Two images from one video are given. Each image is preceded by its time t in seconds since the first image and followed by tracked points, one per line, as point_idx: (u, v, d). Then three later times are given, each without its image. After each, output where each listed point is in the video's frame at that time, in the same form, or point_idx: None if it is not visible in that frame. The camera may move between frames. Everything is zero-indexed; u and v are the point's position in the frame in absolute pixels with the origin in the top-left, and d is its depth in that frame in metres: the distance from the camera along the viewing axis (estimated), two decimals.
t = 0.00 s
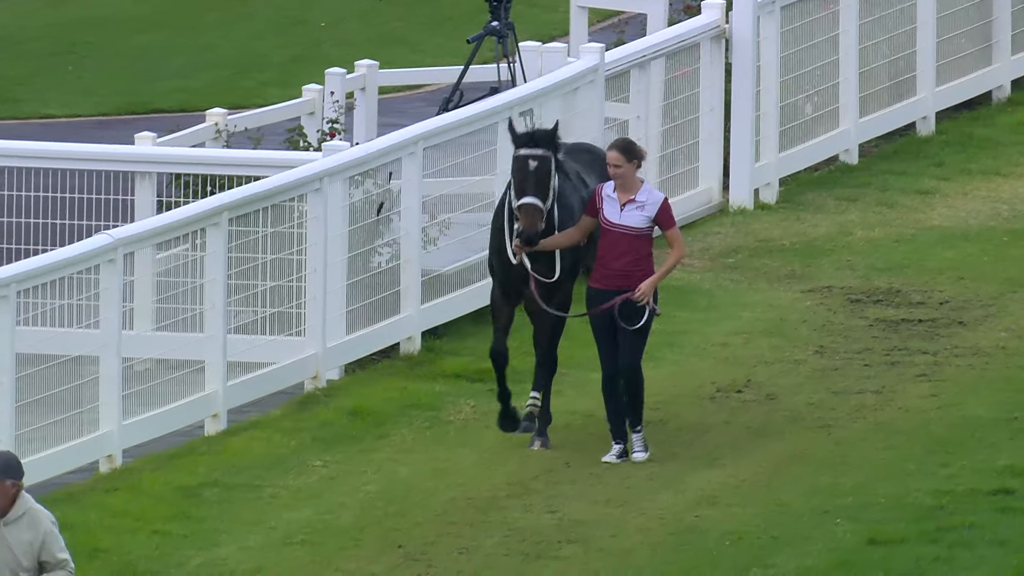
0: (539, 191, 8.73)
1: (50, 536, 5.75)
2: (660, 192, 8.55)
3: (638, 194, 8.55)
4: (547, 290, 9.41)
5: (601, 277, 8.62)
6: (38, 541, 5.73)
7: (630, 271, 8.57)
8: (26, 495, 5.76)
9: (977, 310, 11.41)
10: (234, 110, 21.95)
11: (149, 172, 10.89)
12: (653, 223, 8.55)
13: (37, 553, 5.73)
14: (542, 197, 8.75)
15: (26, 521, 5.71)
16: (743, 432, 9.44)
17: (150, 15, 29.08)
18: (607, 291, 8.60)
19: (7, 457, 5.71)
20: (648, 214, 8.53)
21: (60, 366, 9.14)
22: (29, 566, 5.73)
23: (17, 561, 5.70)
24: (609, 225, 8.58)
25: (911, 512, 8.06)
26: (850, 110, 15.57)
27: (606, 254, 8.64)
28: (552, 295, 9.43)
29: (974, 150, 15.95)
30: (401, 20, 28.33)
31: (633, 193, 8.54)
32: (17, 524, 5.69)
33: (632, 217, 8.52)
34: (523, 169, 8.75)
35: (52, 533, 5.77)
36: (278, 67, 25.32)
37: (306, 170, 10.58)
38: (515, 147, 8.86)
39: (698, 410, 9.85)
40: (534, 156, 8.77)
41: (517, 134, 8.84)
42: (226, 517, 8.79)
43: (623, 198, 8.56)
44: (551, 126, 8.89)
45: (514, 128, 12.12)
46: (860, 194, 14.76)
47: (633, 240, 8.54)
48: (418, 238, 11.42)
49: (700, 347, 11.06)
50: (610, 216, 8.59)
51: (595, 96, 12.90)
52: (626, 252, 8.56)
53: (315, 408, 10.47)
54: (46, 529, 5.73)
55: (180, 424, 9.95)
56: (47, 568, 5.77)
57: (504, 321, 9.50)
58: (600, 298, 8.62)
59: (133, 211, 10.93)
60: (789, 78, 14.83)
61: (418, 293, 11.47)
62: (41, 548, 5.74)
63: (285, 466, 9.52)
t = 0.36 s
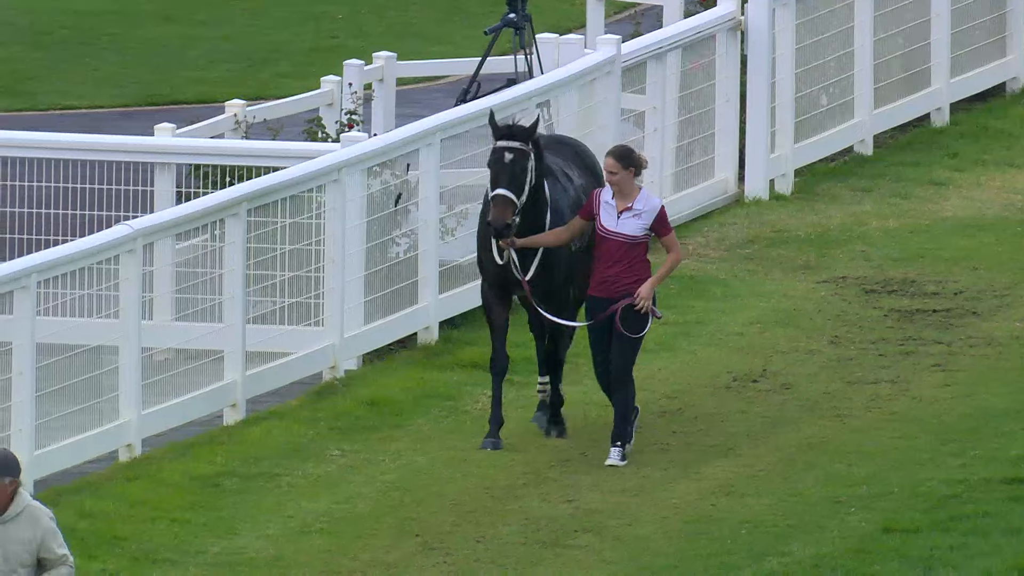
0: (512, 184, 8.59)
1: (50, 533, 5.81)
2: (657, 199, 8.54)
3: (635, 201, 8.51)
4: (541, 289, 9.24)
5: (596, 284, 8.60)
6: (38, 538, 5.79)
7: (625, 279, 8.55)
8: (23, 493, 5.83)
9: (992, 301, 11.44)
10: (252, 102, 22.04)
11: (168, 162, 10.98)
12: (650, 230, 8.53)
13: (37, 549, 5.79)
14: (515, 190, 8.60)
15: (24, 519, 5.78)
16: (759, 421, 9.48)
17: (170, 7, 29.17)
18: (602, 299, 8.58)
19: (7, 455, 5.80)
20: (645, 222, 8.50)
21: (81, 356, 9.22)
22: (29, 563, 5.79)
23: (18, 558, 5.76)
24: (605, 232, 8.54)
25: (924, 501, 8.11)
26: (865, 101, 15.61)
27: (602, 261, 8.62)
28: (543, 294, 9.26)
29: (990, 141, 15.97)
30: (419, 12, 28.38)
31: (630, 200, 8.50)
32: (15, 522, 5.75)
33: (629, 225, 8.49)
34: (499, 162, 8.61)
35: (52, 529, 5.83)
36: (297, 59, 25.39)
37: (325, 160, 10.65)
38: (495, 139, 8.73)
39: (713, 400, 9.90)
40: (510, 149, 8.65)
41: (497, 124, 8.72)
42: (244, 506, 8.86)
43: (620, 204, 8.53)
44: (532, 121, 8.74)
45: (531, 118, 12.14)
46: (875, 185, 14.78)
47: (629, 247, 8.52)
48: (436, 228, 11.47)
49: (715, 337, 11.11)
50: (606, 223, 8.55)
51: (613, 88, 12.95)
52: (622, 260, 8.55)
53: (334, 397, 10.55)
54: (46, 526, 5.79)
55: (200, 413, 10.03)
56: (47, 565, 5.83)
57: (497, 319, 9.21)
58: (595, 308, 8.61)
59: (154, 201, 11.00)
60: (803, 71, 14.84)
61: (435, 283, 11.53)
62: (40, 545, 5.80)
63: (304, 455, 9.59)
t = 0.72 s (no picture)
0: (509, 175, 8.63)
1: (65, 539, 5.71)
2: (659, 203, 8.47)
3: (637, 204, 8.47)
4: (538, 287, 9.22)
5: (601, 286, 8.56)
6: (54, 544, 5.70)
7: (629, 282, 8.51)
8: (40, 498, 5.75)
9: (1014, 291, 11.45)
10: (278, 93, 22.13)
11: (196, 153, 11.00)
12: (653, 233, 8.47)
13: (51, 555, 5.70)
14: (513, 182, 8.64)
15: (39, 524, 5.69)
16: (781, 411, 9.52)
17: None
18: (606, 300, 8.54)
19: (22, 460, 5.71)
20: (648, 224, 8.45)
21: (109, 346, 9.31)
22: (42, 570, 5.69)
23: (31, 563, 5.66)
24: (609, 235, 8.50)
25: (947, 490, 8.15)
26: (888, 93, 15.61)
27: (606, 263, 8.58)
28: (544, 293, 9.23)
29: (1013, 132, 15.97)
30: (443, 4, 28.45)
31: (632, 203, 8.46)
32: (31, 526, 5.66)
33: (632, 228, 8.44)
34: (496, 154, 8.66)
35: (66, 536, 5.73)
36: (323, 51, 25.47)
37: (351, 152, 10.72)
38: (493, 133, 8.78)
39: (736, 390, 9.94)
40: (507, 142, 8.69)
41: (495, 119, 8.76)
42: (271, 495, 8.95)
43: (622, 207, 8.48)
44: (530, 116, 8.79)
45: (557, 110, 12.18)
46: (897, 177, 14.80)
47: (632, 250, 8.47)
48: (461, 219, 11.52)
49: (738, 327, 11.15)
50: (609, 226, 8.50)
51: (636, 80, 12.98)
52: (626, 263, 8.50)
53: (359, 386, 10.63)
54: (61, 532, 5.70)
55: (227, 403, 10.11)
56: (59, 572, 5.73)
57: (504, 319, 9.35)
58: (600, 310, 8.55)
59: (180, 191, 11.04)
60: (826, 62, 14.86)
61: (460, 274, 11.60)
62: (55, 551, 5.70)
63: (329, 444, 9.68)
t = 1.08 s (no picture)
0: (498, 186, 8.41)
1: (66, 538, 5.81)
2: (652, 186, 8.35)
3: (631, 188, 8.33)
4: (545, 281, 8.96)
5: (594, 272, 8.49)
6: (55, 544, 5.79)
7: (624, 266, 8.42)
8: (38, 500, 5.84)
9: None
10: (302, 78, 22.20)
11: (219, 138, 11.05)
12: (647, 217, 8.36)
13: (54, 554, 5.79)
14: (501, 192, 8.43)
15: (38, 525, 5.77)
16: (803, 394, 9.57)
17: None
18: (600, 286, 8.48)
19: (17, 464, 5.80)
20: (643, 209, 8.33)
21: (133, 329, 9.39)
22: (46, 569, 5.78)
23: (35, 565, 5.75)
24: (603, 221, 8.37)
25: (966, 473, 8.20)
26: (907, 77, 15.65)
27: (599, 246, 8.47)
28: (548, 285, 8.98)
29: None
30: None
31: (626, 188, 8.32)
32: (31, 528, 5.75)
33: (626, 213, 8.32)
34: (485, 166, 8.46)
35: (67, 536, 5.82)
36: (346, 36, 25.53)
37: (374, 136, 10.77)
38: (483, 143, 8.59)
39: (758, 372, 9.99)
40: (495, 152, 8.49)
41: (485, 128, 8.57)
42: (295, 476, 9.03)
43: (615, 193, 8.34)
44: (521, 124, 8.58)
45: (578, 94, 12.23)
46: (917, 160, 14.82)
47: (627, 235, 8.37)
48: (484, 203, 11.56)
49: (759, 310, 11.20)
50: (603, 211, 8.36)
51: (657, 65, 12.99)
52: (621, 248, 8.41)
53: (383, 369, 10.71)
54: (62, 531, 5.79)
55: (252, 385, 10.20)
56: (62, 570, 5.82)
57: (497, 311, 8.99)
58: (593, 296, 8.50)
59: (205, 175, 11.12)
60: (847, 46, 14.88)
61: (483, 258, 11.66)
62: (57, 550, 5.79)
63: (353, 426, 9.75)
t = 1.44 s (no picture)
0: (482, 184, 8.35)
1: (70, 528, 5.86)
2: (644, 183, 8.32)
3: (624, 183, 8.34)
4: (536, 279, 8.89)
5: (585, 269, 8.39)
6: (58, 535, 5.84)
7: (614, 263, 8.33)
8: (42, 491, 5.89)
9: None
10: (321, 62, 22.27)
11: (239, 121, 11.18)
12: (637, 214, 8.33)
13: (57, 545, 5.84)
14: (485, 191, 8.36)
15: (43, 515, 5.83)
16: (817, 374, 9.64)
17: None
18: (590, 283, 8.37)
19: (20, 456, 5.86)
20: (634, 204, 8.30)
21: (154, 310, 9.49)
22: (48, 560, 5.83)
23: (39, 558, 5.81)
24: (594, 216, 8.32)
25: (980, 452, 8.27)
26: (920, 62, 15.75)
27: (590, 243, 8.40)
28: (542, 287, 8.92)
29: None
30: None
31: (619, 182, 8.33)
32: (34, 520, 5.80)
33: (618, 208, 8.29)
34: (471, 163, 8.38)
35: (70, 525, 5.88)
36: (364, 21, 25.61)
37: (392, 119, 10.85)
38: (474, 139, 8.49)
39: (773, 353, 10.06)
40: (483, 150, 8.39)
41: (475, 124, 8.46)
42: (314, 457, 9.13)
43: (610, 185, 8.35)
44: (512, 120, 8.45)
45: (594, 77, 12.29)
46: (931, 143, 14.88)
47: (618, 230, 8.31)
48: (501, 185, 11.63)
49: (773, 293, 11.25)
50: (595, 206, 8.34)
51: (673, 49, 13.04)
52: (611, 243, 8.33)
53: (400, 350, 10.81)
54: (66, 521, 5.85)
55: (271, 365, 10.30)
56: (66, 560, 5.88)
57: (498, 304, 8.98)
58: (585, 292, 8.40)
59: (224, 158, 11.24)
60: (861, 30, 14.93)
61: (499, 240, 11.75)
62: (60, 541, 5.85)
63: (371, 406, 9.85)
